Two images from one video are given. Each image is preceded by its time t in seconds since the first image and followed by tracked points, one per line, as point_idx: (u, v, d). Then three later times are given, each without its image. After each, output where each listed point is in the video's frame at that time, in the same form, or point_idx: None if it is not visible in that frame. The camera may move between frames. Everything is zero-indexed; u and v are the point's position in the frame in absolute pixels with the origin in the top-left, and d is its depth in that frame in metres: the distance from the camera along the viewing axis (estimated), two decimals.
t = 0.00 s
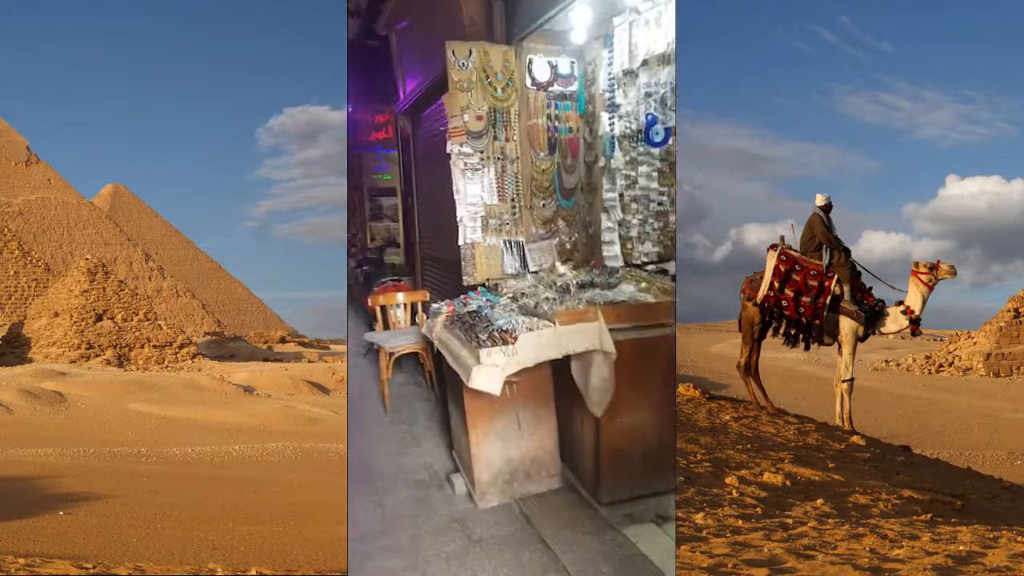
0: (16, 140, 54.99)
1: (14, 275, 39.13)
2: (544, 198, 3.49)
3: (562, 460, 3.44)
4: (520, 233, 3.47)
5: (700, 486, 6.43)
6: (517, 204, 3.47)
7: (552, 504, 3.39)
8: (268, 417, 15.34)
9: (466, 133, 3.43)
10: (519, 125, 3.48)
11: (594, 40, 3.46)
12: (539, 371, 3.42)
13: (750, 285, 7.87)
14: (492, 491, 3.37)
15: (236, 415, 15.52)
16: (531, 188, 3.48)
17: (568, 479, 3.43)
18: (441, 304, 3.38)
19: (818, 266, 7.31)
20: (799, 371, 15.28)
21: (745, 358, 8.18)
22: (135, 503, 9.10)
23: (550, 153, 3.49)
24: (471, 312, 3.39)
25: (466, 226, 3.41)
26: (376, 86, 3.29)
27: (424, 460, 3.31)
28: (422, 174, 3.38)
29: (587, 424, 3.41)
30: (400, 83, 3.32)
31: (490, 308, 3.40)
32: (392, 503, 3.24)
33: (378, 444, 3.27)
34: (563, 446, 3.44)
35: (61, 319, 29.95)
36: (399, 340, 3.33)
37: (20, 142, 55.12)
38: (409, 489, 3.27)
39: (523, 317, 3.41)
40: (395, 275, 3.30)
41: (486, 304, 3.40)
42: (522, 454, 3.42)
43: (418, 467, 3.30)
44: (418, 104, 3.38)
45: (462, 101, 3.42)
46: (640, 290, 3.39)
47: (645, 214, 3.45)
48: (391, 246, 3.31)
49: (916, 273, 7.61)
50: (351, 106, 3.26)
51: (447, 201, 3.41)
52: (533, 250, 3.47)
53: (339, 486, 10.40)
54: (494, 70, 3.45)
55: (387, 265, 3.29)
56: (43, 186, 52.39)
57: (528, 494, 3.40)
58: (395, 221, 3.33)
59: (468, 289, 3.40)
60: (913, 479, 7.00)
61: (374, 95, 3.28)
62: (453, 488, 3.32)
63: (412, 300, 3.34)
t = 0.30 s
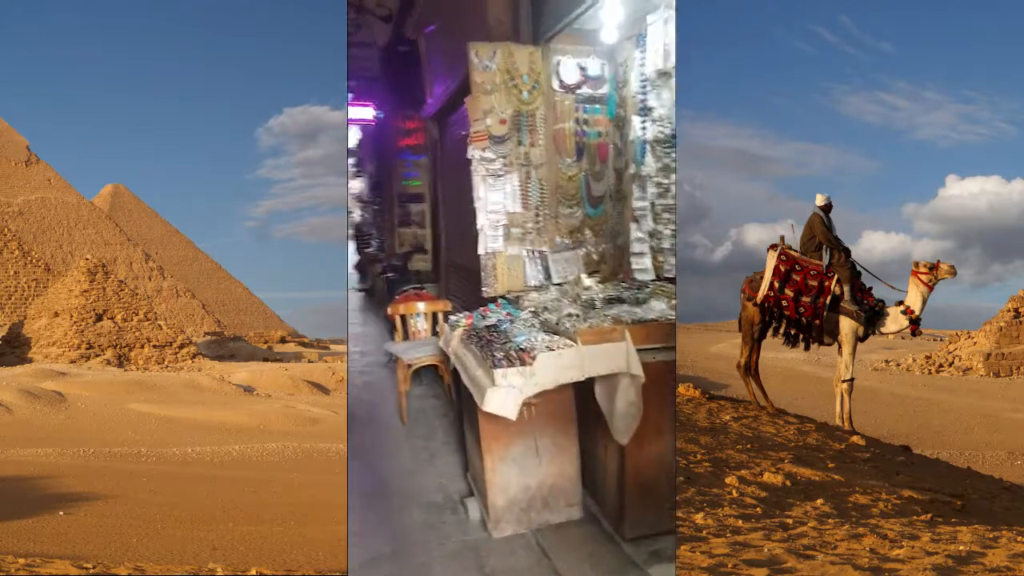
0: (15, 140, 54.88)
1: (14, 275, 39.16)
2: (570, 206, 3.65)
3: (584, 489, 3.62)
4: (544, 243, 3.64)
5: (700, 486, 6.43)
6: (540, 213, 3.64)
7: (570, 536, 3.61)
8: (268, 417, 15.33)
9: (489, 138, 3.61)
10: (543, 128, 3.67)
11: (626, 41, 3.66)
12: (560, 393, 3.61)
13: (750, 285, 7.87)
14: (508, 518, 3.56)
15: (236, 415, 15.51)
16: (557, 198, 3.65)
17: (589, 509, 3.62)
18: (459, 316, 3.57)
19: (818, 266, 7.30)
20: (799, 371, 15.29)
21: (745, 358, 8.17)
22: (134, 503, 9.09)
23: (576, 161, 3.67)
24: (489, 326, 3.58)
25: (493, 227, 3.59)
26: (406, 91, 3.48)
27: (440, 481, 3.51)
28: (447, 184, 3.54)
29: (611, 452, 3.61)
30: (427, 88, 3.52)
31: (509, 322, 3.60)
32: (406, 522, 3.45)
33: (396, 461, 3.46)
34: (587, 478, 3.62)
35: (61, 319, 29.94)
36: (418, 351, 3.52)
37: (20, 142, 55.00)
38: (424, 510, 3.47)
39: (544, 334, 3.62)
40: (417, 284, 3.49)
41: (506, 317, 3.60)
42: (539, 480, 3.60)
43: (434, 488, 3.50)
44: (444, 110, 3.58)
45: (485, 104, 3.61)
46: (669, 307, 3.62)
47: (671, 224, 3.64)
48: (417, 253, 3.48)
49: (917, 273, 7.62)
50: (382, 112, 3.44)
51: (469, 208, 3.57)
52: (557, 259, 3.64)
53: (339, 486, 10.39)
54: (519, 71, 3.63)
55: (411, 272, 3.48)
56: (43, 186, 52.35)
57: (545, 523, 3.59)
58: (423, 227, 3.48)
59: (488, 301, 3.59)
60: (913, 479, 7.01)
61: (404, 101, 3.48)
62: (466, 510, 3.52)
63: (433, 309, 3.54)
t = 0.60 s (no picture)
0: (15, 141, 54.86)
1: (14, 276, 39.19)
2: (641, 217, 3.77)
3: (643, 525, 3.81)
4: (611, 253, 3.77)
5: (701, 486, 6.43)
6: (608, 222, 3.78)
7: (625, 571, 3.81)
8: (268, 417, 15.33)
9: (557, 143, 3.76)
10: (616, 132, 3.79)
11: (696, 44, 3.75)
12: (622, 421, 3.78)
13: (750, 285, 7.87)
14: (563, 548, 3.77)
15: (236, 415, 15.51)
16: (627, 208, 3.78)
17: (650, 546, 3.81)
18: (520, 329, 3.69)
19: (818, 266, 7.30)
20: (800, 371, 15.30)
21: (745, 359, 8.18)
22: (134, 503, 9.09)
23: (649, 167, 3.77)
24: (549, 341, 3.72)
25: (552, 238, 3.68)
26: (477, 102, 3.63)
27: (495, 501, 3.68)
28: (515, 196, 3.71)
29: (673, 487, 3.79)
30: (499, 95, 3.66)
31: (571, 338, 3.76)
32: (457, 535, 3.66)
33: (453, 476, 3.64)
34: (651, 513, 3.81)
35: (61, 319, 29.95)
36: (478, 360, 3.66)
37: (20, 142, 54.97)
38: (477, 527, 3.68)
39: (609, 355, 3.80)
40: (481, 292, 3.64)
41: (568, 332, 3.74)
42: (598, 512, 3.79)
43: (489, 506, 3.68)
44: (513, 118, 3.70)
45: (555, 108, 3.76)
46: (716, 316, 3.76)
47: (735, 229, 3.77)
48: (483, 261, 3.66)
49: (917, 273, 7.62)
50: (455, 121, 3.62)
51: (536, 215, 3.73)
52: (624, 271, 3.76)
53: (339, 486, 10.38)
54: (592, 75, 3.78)
55: (476, 281, 3.64)
56: (43, 186, 52.35)
57: (602, 558, 3.80)
58: (490, 236, 3.67)
59: (550, 314, 3.73)
60: (913, 479, 7.01)
61: (477, 111, 3.63)
62: (519, 533, 3.72)
63: (495, 320, 3.66)
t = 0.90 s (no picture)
0: (15, 141, 54.82)
1: (14, 275, 39.20)
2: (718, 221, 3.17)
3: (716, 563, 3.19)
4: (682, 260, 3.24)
5: (701, 486, 6.44)
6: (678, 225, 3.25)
7: None
8: (268, 417, 15.33)
9: (624, 137, 3.27)
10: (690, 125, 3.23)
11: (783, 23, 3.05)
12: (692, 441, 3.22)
13: (750, 285, 7.87)
14: None
15: (236, 415, 15.51)
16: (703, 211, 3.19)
17: None
18: (580, 335, 3.33)
19: (818, 266, 7.29)
20: (800, 371, 15.30)
21: (745, 359, 8.18)
22: (134, 503, 9.09)
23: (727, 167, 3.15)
24: (612, 351, 3.29)
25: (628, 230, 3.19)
26: (539, 98, 3.31)
27: (549, 516, 3.29)
28: (577, 193, 3.31)
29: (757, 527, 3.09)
30: (563, 93, 3.32)
31: (636, 348, 3.29)
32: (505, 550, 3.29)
33: (506, 487, 3.30)
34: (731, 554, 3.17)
35: (61, 319, 29.97)
36: (535, 367, 3.32)
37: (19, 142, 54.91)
38: (525, 543, 3.28)
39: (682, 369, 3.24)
40: (539, 295, 3.34)
41: (632, 342, 3.29)
42: (662, 539, 3.24)
43: (541, 521, 3.29)
44: (579, 113, 3.31)
45: (623, 100, 3.27)
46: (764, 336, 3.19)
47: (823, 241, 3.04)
48: (541, 263, 3.35)
49: (917, 273, 7.62)
50: (513, 120, 3.31)
51: (599, 216, 3.31)
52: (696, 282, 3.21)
53: (338, 487, 10.38)
54: (663, 63, 3.23)
55: (535, 283, 3.34)
56: (42, 186, 52.34)
57: None
58: (549, 236, 3.35)
59: (612, 321, 3.31)
60: (913, 479, 7.01)
61: (536, 109, 3.30)
62: (571, 551, 3.29)
63: (552, 324, 3.34)
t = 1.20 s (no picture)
0: (15, 141, 54.80)
1: (14, 275, 39.23)
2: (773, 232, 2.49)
3: None
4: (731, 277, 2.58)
5: (701, 486, 6.49)
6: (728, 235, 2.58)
7: None
8: (268, 417, 15.33)
9: (659, 131, 2.63)
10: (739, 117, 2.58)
11: None
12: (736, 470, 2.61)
13: (750, 285, 7.87)
14: None
15: (236, 415, 15.52)
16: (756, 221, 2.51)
17: None
18: (610, 341, 2.77)
19: (818, 266, 7.29)
20: (800, 372, 15.31)
21: (745, 359, 8.19)
22: (134, 503, 9.10)
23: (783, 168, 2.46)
24: (644, 360, 2.69)
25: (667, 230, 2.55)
26: (572, 92, 2.81)
27: (575, 530, 2.69)
28: (609, 188, 2.77)
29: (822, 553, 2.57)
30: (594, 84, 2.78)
31: (669, 358, 2.67)
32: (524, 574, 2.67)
33: (525, 497, 2.69)
34: None
35: (61, 319, 30.01)
36: (562, 371, 2.82)
37: (19, 142, 54.89)
38: (547, 564, 2.68)
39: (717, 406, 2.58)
40: (565, 295, 2.88)
41: (665, 350, 2.67)
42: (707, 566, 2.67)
43: (566, 537, 2.69)
44: (613, 103, 2.73)
45: (659, 91, 2.61)
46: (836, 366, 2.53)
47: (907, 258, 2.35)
48: (570, 262, 2.89)
49: (917, 273, 7.61)
50: (541, 115, 2.82)
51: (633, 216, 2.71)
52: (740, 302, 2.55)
53: (338, 486, 10.40)
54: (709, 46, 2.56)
55: (562, 281, 2.89)
56: (42, 186, 52.35)
57: None
58: (579, 234, 2.87)
59: (645, 326, 2.70)
60: (913, 479, 7.01)
61: (567, 101, 2.82)
62: None
63: (580, 327, 2.84)
